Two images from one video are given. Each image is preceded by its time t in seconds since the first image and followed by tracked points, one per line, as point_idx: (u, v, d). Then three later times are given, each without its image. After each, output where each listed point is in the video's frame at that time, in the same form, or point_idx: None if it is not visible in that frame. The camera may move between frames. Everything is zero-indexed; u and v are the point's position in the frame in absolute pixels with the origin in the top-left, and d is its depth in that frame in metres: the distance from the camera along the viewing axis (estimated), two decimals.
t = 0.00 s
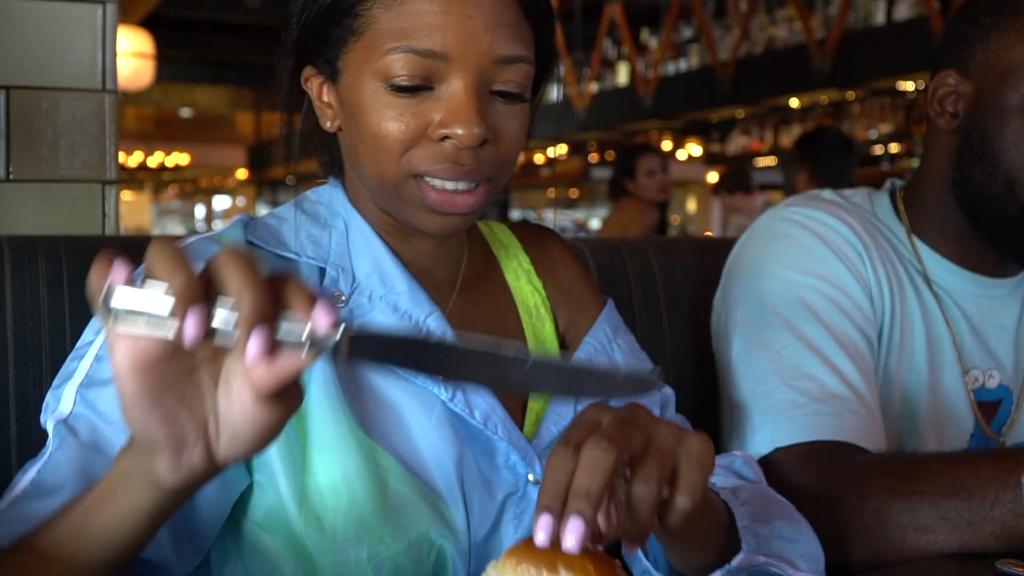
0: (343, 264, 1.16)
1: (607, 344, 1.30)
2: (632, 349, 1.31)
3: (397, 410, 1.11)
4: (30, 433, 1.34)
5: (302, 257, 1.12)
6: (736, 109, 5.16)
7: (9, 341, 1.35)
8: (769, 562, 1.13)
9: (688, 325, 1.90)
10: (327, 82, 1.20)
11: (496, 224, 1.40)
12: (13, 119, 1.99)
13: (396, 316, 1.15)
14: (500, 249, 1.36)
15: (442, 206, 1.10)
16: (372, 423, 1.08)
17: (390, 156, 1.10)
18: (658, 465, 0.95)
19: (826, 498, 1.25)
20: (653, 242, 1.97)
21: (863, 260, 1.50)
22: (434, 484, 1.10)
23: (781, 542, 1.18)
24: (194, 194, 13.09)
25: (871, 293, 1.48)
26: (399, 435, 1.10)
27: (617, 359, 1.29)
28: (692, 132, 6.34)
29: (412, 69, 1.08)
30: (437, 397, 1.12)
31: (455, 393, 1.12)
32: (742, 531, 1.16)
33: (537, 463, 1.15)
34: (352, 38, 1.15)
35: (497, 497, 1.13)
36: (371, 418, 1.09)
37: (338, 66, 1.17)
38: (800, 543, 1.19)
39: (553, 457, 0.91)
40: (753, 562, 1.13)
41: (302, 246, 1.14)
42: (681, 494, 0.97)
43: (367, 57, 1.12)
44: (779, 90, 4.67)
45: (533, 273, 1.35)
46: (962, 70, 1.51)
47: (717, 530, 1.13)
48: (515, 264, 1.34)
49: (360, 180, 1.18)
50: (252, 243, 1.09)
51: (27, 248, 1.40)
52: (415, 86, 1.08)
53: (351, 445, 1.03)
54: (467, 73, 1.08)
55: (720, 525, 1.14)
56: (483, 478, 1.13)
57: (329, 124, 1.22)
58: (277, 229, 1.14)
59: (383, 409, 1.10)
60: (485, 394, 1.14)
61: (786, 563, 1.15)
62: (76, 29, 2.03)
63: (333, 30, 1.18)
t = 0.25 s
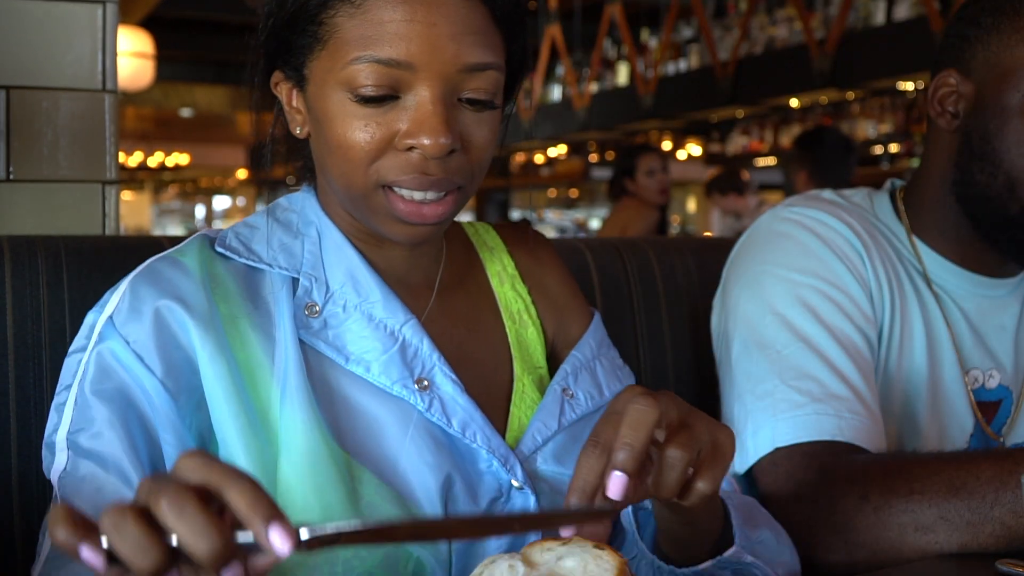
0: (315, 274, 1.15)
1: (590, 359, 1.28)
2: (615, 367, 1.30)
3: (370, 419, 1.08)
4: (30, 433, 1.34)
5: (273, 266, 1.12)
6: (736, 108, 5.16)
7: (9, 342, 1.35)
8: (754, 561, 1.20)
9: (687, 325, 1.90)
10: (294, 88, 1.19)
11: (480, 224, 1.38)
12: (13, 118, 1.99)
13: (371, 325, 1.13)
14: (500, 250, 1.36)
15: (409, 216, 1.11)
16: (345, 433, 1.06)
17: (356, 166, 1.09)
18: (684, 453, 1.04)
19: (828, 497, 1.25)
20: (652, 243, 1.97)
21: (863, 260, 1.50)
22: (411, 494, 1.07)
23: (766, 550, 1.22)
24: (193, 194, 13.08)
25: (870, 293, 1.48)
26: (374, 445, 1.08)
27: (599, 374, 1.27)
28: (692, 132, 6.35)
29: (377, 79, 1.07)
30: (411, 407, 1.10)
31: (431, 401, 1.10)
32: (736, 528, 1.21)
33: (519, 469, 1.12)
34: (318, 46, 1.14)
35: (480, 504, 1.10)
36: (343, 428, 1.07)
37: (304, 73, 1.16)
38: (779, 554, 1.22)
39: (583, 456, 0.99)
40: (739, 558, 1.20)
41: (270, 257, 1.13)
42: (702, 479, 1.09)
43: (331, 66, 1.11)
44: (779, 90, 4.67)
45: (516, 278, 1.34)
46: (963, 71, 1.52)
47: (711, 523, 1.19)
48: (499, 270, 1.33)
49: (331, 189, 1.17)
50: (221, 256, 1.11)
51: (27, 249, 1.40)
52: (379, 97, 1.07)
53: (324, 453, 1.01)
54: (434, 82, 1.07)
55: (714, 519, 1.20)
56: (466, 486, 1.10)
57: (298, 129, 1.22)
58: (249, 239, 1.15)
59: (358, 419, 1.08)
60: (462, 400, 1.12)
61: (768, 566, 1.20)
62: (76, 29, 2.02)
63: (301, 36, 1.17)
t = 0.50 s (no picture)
0: (306, 278, 1.14)
1: (584, 364, 1.28)
2: (606, 375, 1.30)
3: (364, 424, 1.08)
4: (30, 433, 1.34)
5: (263, 271, 1.11)
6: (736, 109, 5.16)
7: (9, 342, 1.35)
8: None
9: (687, 325, 1.90)
10: (280, 91, 1.19)
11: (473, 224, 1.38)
12: (13, 118, 1.99)
13: (363, 330, 1.12)
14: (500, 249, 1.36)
15: (402, 218, 1.10)
16: (338, 438, 1.06)
17: (347, 170, 1.09)
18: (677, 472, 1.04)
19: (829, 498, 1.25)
20: (652, 243, 1.97)
21: (863, 259, 1.50)
22: (405, 498, 1.07)
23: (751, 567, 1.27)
24: (194, 194, 13.08)
25: (871, 293, 1.48)
26: (367, 449, 1.07)
27: (591, 380, 1.27)
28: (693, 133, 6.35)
29: (365, 81, 1.07)
30: (404, 411, 1.10)
31: (424, 405, 1.10)
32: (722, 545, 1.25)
33: (513, 472, 1.12)
34: (303, 49, 1.13)
35: (474, 508, 1.10)
36: (334, 432, 1.06)
37: (290, 76, 1.16)
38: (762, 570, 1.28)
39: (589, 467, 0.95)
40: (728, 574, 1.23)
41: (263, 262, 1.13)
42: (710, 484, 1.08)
43: (318, 68, 1.11)
44: (780, 90, 4.67)
45: (510, 281, 1.33)
46: (963, 70, 1.51)
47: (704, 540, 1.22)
48: (492, 271, 1.33)
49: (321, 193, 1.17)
50: (211, 260, 1.11)
51: (27, 249, 1.40)
52: (367, 99, 1.07)
53: (317, 459, 1.01)
54: (423, 83, 1.07)
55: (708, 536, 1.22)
56: (460, 491, 1.10)
57: (286, 132, 1.21)
58: (237, 243, 1.14)
59: (351, 423, 1.08)
60: (456, 405, 1.11)
61: None
62: (76, 29, 2.02)
63: (286, 39, 1.16)
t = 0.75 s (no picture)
0: (305, 280, 1.14)
1: (584, 365, 1.28)
2: (605, 373, 1.30)
3: (363, 426, 1.08)
4: (30, 433, 1.34)
5: (262, 272, 1.11)
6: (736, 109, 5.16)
7: (9, 342, 1.35)
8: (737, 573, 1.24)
9: (687, 326, 1.90)
10: (285, 90, 1.17)
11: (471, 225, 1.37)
12: (13, 118, 1.99)
13: (363, 332, 1.12)
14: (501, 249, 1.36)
15: (414, 218, 1.09)
16: (337, 440, 1.06)
17: (360, 169, 1.08)
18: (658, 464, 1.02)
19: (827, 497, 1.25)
20: (652, 243, 1.97)
21: (863, 260, 1.50)
22: (405, 500, 1.07)
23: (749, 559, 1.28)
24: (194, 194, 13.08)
25: (871, 293, 1.48)
26: (367, 452, 1.07)
27: (591, 380, 1.27)
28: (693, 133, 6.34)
29: (380, 80, 1.06)
30: (405, 414, 1.10)
31: (424, 408, 1.10)
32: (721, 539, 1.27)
33: (513, 475, 1.12)
34: (314, 46, 1.12)
35: (474, 511, 1.11)
36: (334, 434, 1.06)
37: (298, 75, 1.14)
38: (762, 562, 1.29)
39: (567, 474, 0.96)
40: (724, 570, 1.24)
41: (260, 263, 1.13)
42: (699, 472, 1.07)
43: (332, 65, 1.10)
44: (779, 90, 4.67)
45: (508, 282, 1.33)
46: (963, 70, 1.51)
47: (697, 539, 1.23)
48: (491, 272, 1.33)
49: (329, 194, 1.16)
50: (211, 262, 1.10)
51: (27, 249, 1.40)
52: (382, 98, 1.06)
53: (315, 461, 1.01)
54: (437, 82, 1.06)
55: (701, 535, 1.24)
56: (460, 494, 1.10)
57: (288, 131, 1.19)
58: (236, 244, 1.14)
59: (350, 425, 1.08)
60: (456, 408, 1.11)
61: None
62: (76, 29, 2.03)
63: (294, 36, 1.15)
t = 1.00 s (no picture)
0: (308, 280, 1.13)
1: (585, 352, 1.28)
2: (610, 356, 1.30)
3: (365, 428, 1.08)
4: (30, 433, 1.34)
5: (265, 274, 1.11)
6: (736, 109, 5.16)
7: (9, 342, 1.35)
8: (764, 539, 1.16)
9: (687, 326, 1.90)
10: (305, 84, 1.13)
11: (472, 227, 1.37)
12: (13, 119, 1.99)
13: (367, 334, 1.12)
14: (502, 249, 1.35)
15: (444, 212, 1.06)
16: (338, 442, 1.06)
17: (395, 163, 1.05)
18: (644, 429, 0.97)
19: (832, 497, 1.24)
20: (653, 243, 1.97)
21: (863, 261, 1.50)
22: (409, 502, 1.07)
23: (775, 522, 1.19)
24: (193, 194, 13.08)
25: (870, 294, 1.48)
26: (370, 453, 1.07)
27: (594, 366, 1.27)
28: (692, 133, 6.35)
29: (414, 70, 1.04)
30: (409, 416, 1.09)
31: (428, 410, 1.10)
32: (740, 504, 1.17)
33: (518, 477, 1.12)
34: (339, 38, 1.09)
35: (479, 513, 1.11)
36: (337, 436, 1.06)
37: (321, 68, 1.11)
38: (790, 524, 1.20)
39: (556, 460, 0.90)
40: (749, 536, 1.15)
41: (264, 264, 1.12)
42: (695, 429, 1.02)
43: (363, 58, 1.07)
44: (779, 90, 4.67)
45: (506, 280, 1.33)
46: (963, 70, 1.51)
47: (714, 501, 1.16)
48: (489, 272, 1.32)
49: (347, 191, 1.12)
50: (212, 263, 1.10)
51: (27, 249, 1.40)
52: (418, 89, 1.04)
53: (314, 463, 1.01)
54: (472, 73, 1.04)
55: (717, 496, 1.16)
56: (464, 496, 1.10)
57: (304, 128, 1.15)
58: (238, 245, 1.14)
59: (352, 427, 1.08)
60: (460, 410, 1.11)
61: (780, 544, 1.17)
62: (76, 28, 2.02)
63: (315, 30, 1.12)
